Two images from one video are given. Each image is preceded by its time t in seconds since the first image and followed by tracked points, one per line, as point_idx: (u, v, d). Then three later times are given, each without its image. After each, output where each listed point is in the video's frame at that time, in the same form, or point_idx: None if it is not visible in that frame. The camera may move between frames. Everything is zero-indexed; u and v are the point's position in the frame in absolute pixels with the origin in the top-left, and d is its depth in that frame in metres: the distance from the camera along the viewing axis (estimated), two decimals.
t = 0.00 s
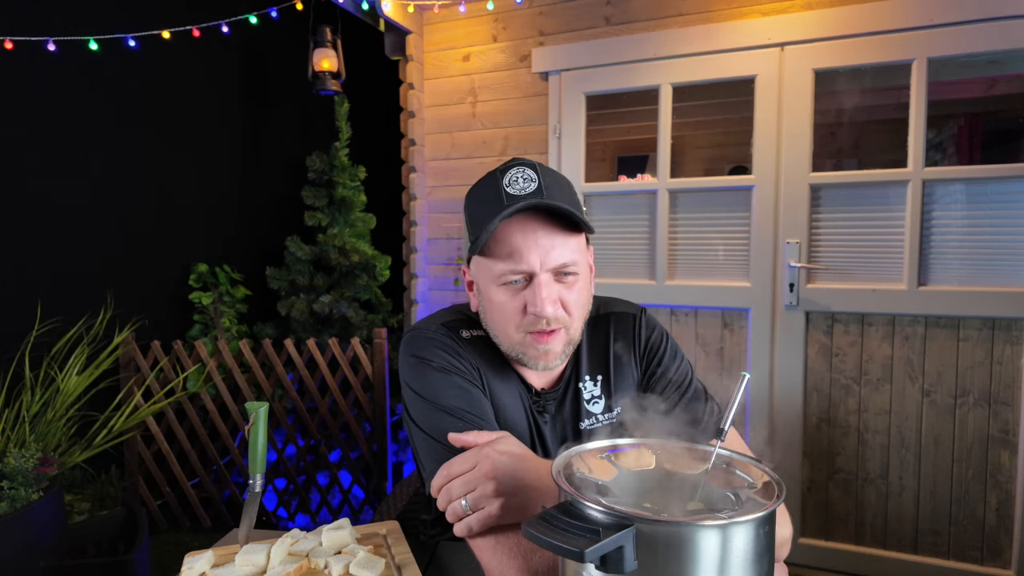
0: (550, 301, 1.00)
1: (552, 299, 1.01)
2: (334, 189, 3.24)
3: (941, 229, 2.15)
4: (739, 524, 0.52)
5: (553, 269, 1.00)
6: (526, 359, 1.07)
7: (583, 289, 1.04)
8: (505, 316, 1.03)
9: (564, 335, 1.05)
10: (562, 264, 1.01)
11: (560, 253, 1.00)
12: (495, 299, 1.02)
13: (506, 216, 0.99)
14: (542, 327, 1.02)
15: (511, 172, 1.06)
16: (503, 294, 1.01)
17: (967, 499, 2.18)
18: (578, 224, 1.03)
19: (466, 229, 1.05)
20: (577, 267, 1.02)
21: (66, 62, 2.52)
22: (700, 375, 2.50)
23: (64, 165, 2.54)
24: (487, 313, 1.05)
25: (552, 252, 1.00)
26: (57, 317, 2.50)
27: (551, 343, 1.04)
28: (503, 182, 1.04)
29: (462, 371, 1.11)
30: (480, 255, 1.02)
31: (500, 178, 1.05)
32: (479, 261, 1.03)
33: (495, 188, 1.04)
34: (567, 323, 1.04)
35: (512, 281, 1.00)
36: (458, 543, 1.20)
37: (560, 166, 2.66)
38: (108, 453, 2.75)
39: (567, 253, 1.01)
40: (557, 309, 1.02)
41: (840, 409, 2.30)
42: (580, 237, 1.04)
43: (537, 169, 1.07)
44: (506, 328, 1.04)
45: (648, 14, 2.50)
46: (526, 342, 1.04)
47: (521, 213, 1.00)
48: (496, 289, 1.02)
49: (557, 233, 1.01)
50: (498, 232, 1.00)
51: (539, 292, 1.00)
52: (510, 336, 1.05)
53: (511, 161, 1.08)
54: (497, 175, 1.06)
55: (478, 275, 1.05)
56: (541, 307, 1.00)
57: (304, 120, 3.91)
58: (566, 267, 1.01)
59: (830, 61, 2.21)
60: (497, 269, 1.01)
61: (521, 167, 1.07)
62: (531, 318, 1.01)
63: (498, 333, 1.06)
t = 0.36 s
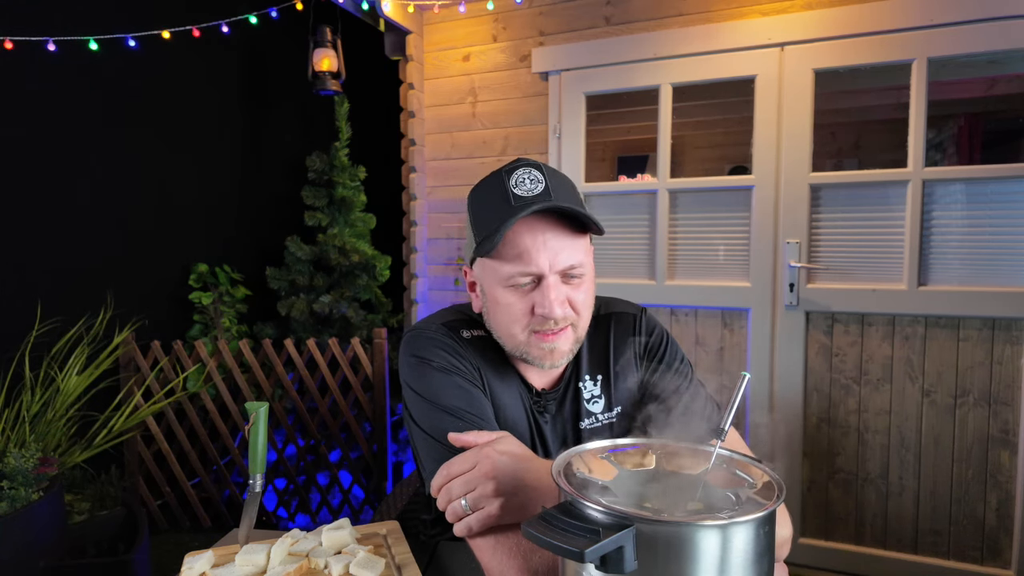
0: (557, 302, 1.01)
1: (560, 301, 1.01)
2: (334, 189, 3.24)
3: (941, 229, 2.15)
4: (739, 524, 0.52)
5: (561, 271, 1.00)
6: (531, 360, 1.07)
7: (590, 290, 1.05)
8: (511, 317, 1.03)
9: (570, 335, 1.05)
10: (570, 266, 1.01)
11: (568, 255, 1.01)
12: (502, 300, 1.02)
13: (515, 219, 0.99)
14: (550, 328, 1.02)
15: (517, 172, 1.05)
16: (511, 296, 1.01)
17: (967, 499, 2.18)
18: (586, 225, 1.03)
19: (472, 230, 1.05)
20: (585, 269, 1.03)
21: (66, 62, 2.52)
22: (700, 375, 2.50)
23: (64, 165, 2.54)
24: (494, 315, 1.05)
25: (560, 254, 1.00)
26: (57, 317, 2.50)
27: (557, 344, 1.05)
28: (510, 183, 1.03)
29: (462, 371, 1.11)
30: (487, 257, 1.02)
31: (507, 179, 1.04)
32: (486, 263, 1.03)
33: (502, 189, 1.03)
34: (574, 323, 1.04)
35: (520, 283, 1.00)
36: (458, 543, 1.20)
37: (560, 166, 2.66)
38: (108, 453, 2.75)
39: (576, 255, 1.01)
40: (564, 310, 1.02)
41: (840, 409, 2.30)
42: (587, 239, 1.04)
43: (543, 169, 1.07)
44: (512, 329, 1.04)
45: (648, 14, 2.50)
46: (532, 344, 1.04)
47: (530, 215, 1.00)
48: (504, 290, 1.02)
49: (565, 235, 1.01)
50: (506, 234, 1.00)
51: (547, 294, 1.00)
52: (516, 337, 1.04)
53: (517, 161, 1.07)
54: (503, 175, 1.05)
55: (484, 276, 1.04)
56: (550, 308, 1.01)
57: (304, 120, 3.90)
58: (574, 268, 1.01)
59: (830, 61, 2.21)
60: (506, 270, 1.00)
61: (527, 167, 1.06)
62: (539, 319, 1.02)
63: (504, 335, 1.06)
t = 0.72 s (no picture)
0: (577, 300, 1.01)
1: (578, 299, 1.01)
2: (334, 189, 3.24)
3: (941, 229, 2.14)
4: (739, 524, 0.52)
5: (581, 269, 1.01)
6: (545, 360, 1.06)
7: (606, 290, 1.06)
8: (529, 315, 1.03)
9: (586, 335, 1.05)
10: (589, 264, 1.02)
11: (587, 254, 1.01)
12: (520, 297, 1.02)
13: (540, 216, 0.98)
14: (567, 327, 1.02)
15: (539, 172, 1.06)
16: (530, 293, 1.01)
17: (967, 499, 2.18)
18: (605, 225, 1.05)
19: (492, 227, 1.04)
20: (602, 268, 1.04)
21: (67, 63, 2.52)
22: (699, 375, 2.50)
23: (65, 166, 2.54)
24: (510, 312, 1.04)
25: (580, 253, 1.01)
26: (57, 318, 2.50)
27: (573, 344, 1.04)
28: (531, 183, 1.04)
29: (467, 369, 1.11)
30: (507, 254, 1.01)
31: (529, 178, 1.05)
32: (505, 260, 1.02)
33: (524, 188, 1.04)
34: (589, 323, 1.04)
35: (540, 280, 1.00)
36: (459, 543, 1.20)
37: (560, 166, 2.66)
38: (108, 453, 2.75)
39: (595, 254, 1.02)
40: (582, 309, 1.02)
41: (840, 409, 2.30)
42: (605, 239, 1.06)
43: (563, 170, 1.08)
44: (529, 327, 1.03)
45: (648, 14, 2.50)
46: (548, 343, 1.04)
47: (554, 213, 1.00)
48: (523, 288, 1.01)
49: (584, 234, 1.02)
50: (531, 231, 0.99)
51: (567, 292, 1.00)
52: (532, 335, 1.03)
53: (537, 162, 1.08)
54: (525, 175, 1.06)
55: (503, 274, 1.04)
56: (568, 306, 1.00)
57: (304, 119, 3.90)
58: (593, 267, 1.02)
59: (830, 61, 2.21)
60: (526, 267, 1.00)
61: (548, 168, 1.07)
62: (556, 317, 1.01)
63: (519, 333, 1.05)
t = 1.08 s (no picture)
0: (580, 297, 1.01)
1: (581, 296, 1.01)
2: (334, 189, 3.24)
3: (941, 229, 2.15)
4: (739, 525, 0.52)
5: (586, 267, 1.01)
6: (547, 356, 1.06)
7: (612, 290, 1.05)
8: (533, 311, 1.03)
9: (588, 334, 1.05)
10: (595, 262, 1.01)
11: (594, 251, 1.01)
12: (525, 292, 1.03)
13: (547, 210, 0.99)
14: (569, 324, 1.02)
15: (550, 169, 1.06)
16: (534, 287, 1.02)
17: (967, 499, 2.18)
18: (614, 225, 1.04)
19: (501, 221, 1.05)
20: (608, 267, 1.03)
21: (67, 63, 2.52)
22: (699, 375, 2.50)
23: (65, 166, 2.55)
24: (515, 307, 1.05)
25: (586, 250, 1.01)
26: (56, 318, 2.50)
27: (574, 341, 1.04)
28: (542, 178, 1.04)
29: (474, 368, 1.11)
30: (514, 248, 1.02)
31: (539, 174, 1.05)
32: (511, 253, 1.03)
33: (535, 184, 1.04)
34: (593, 322, 1.04)
35: (544, 275, 1.01)
36: (459, 543, 1.20)
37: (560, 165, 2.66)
38: (108, 453, 2.75)
39: (602, 253, 1.02)
40: (585, 306, 1.02)
41: (840, 409, 2.30)
42: (614, 238, 1.05)
43: (576, 168, 1.08)
44: (533, 322, 1.04)
45: (648, 14, 2.51)
46: (550, 338, 1.04)
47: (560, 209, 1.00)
48: (528, 282, 1.02)
49: (592, 232, 1.02)
50: (536, 226, 1.00)
51: (571, 289, 1.00)
52: (535, 331, 1.04)
53: (550, 159, 1.08)
54: (536, 171, 1.06)
55: (510, 267, 1.04)
56: (571, 303, 1.01)
57: (304, 119, 3.90)
58: (599, 265, 1.02)
59: (830, 61, 2.21)
60: (531, 262, 1.01)
61: (560, 165, 1.07)
62: (559, 314, 1.02)
63: (522, 328, 1.06)
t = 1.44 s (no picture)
0: (557, 303, 1.01)
1: (560, 302, 1.01)
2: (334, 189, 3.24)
3: (941, 229, 2.15)
4: (739, 524, 0.52)
5: (564, 272, 1.00)
6: (531, 358, 1.07)
7: (595, 294, 1.04)
8: (514, 314, 1.04)
9: (570, 338, 1.04)
10: (574, 267, 1.01)
11: (573, 257, 1.00)
12: (505, 296, 1.03)
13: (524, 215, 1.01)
14: (548, 329, 1.02)
15: (534, 173, 1.08)
16: (513, 292, 1.02)
17: (967, 499, 2.18)
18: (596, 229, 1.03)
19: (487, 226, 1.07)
20: (590, 272, 1.02)
21: (66, 63, 2.52)
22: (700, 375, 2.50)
23: (65, 166, 2.55)
24: (498, 310, 1.06)
25: (565, 256, 1.00)
26: (56, 318, 2.50)
27: (556, 344, 1.04)
28: (524, 183, 1.06)
29: (471, 369, 1.11)
30: (495, 252, 1.03)
31: (523, 179, 1.07)
32: (494, 258, 1.04)
33: (517, 188, 1.06)
34: (574, 326, 1.04)
35: (523, 281, 1.01)
36: (459, 543, 1.20)
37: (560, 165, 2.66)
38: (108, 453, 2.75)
39: (581, 257, 1.01)
40: (564, 311, 1.02)
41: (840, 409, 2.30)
42: (597, 242, 1.03)
43: (560, 172, 1.09)
44: (513, 325, 1.04)
45: (648, 14, 2.51)
46: (531, 341, 1.05)
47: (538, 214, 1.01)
48: (507, 287, 1.03)
49: (572, 237, 1.01)
50: (513, 231, 1.01)
51: (548, 294, 1.00)
52: (516, 334, 1.05)
53: (535, 164, 1.10)
54: (520, 176, 1.08)
55: (493, 270, 1.05)
56: (548, 308, 1.01)
57: (304, 119, 3.90)
58: (578, 270, 1.01)
59: (830, 61, 2.21)
60: (510, 267, 1.01)
61: (544, 169, 1.08)
62: (537, 319, 1.02)
63: (506, 331, 1.07)
